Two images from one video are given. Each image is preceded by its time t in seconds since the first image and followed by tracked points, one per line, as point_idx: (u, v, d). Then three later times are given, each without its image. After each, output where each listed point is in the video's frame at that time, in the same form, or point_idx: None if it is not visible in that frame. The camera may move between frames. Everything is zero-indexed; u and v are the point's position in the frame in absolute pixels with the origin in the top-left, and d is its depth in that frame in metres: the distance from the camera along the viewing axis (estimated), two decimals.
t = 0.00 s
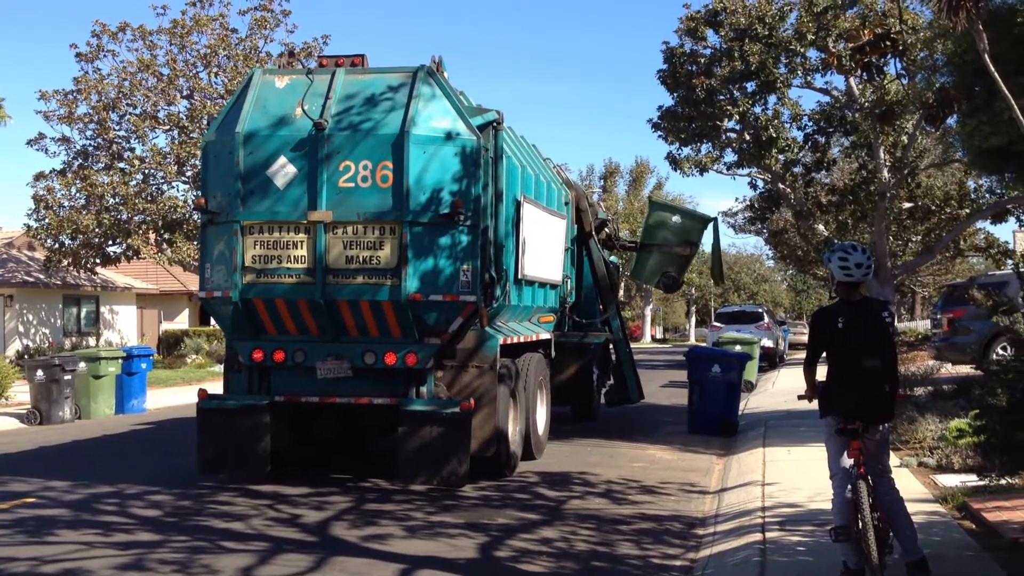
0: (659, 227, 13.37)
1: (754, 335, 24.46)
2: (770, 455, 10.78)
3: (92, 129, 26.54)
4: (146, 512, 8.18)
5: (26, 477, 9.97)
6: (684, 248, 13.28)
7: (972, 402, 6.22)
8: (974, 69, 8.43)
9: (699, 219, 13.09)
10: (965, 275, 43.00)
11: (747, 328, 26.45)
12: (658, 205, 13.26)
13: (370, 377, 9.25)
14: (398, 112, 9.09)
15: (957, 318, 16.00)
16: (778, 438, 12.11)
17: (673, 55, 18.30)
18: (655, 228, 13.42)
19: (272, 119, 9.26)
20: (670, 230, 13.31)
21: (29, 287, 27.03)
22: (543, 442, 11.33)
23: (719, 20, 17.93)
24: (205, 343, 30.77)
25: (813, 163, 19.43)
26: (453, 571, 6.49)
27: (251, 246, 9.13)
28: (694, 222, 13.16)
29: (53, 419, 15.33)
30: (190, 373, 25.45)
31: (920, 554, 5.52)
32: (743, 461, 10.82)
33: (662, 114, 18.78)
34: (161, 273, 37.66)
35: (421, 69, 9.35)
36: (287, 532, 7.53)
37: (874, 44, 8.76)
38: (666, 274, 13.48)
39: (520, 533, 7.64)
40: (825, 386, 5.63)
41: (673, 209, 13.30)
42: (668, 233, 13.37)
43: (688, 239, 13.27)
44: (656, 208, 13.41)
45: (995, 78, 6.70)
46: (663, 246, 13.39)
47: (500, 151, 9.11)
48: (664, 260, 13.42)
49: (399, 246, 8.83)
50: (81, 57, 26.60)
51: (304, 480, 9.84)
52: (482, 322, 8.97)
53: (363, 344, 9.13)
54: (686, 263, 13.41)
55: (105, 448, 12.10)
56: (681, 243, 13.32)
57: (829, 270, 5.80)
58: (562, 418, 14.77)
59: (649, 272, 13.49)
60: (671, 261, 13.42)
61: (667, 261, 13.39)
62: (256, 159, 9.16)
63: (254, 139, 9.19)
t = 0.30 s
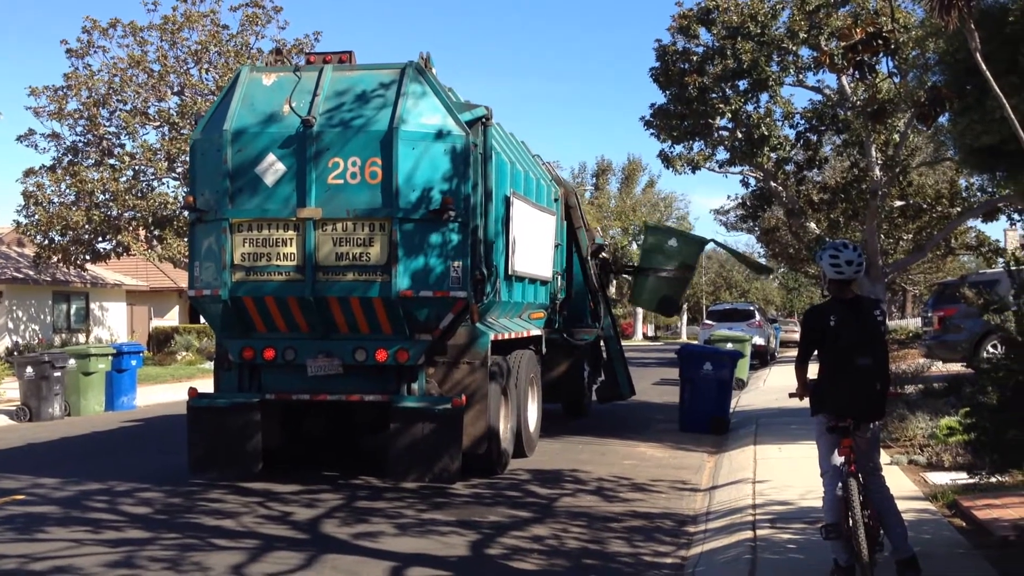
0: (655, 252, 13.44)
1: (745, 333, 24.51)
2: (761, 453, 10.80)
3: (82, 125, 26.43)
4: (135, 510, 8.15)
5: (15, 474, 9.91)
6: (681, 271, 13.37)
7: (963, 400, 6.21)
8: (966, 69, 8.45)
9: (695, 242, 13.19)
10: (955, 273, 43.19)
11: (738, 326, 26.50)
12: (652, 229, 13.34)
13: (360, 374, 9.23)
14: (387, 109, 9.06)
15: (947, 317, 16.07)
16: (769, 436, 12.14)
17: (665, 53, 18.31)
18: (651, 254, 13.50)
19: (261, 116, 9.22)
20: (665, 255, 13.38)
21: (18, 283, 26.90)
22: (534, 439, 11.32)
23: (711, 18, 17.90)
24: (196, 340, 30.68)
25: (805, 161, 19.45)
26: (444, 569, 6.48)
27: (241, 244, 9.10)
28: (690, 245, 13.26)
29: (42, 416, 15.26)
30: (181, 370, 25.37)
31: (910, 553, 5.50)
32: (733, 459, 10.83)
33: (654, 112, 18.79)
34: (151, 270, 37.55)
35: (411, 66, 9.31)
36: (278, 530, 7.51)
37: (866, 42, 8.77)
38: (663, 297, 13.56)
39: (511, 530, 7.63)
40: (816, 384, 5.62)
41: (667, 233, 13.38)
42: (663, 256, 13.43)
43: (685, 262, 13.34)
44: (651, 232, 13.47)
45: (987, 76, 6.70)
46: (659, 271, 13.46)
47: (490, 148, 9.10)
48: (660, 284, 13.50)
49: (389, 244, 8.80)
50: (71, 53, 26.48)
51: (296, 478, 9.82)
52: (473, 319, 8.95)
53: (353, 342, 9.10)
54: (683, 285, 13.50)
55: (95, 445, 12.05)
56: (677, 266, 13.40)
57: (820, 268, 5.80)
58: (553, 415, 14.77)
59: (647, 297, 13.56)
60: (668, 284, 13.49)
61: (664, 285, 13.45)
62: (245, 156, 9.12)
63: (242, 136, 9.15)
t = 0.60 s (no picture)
0: (661, 286, 12.93)
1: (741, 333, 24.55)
2: (757, 453, 10.81)
3: (78, 124, 26.39)
4: (132, 510, 8.14)
5: (12, 474, 9.91)
6: (687, 305, 12.87)
7: (959, 401, 6.23)
8: (961, 69, 8.48)
9: (700, 273, 12.74)
10: (951, 274, 43.32)
11: (734, 326, 26.54)
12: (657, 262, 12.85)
13: (357, 374, 9.23)
14: (385, 110, 9.07)
15: (943, 316, 16.08)
16: (766, 436, 12.16)
17: (661, 53, 18.32)
18: (655, 288, 12.99)
19: (259, 116, 9.22)
20: (670, 288, 12.87)
21: (14, 283, 26.85)
22: (531, 439, 11.33)
23: (707, 18, 17.90)
24: (192, 340, 30.64)
25: (801, 162, 19.48)
26: (441, 569, 6.48)
27: (238, 244, 9.10)
28: (695, 277, 12.81)
29: (39, 416, 15.24)
30: (177, 371, 25.35)
31: (907, 553, 5.52)
32: (730, 459, 10.86)
33: (650, 112, 18.82)
34: (148, 270, 37.51)
35: (408, 66, 9.32)
36: (275, 530, 7.51)
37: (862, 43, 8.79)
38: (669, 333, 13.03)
39: (508, 530, 7.64)
40: (812, 385, 5.64)
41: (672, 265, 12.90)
42: (667, 290, 12.93)
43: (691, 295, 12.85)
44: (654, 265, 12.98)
45: (981, 77, 6.71)
46: (665, 305, 12.94)
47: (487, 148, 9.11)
48: (665, 319, 12.97)
49: (386, 244, 8.81)
50: (67, 52, 26.44)
51: (292, 478, 9.81)
52: (469, 320, 8.97)
53: (350, 342, 9.10)
54: (689, 320, 12.98)
55: (92, 445, 12.04)
56: (682, 300, 12.90)
57: (817, 268, 5.82)
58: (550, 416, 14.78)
59: (652, 331, 13.02)
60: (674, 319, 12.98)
61: (669, 319, 12.92)
62: (243, 156, 9.12)
63: (240, 136, 9.15)
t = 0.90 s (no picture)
0: (676, 318, 12.89)
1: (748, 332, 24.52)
2: (765, 452, 10.80)
3: (85, 126, 26.46)
4: (141, 510, 8.17)
5: (20, 475, 9.94)
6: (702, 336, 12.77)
7: (967, 399, 6.22)
8: (968, 67, 8.46)
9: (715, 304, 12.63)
10: (959, 273, 43.20)
11: (741, 325, 26.50)
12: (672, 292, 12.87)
13: (365, 375, 9.24)
14: (392, 110, 9.08)
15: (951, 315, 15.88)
16: (773, 435, 12.15)
17: (666, 52, 18.31)
18: (671, 319, 12.96)
19: (266, 117, 9.24)
20: (686, 320, 12.81)
21: (22, 285, 26.93)
22: (538, 439, 11.33)
23: (712, 17, 17.83)
24: (199, 341, 30.69)
25: (807, 161, 19.45)
26: (448, 569, 6.49)
27: (246, 244, 9.11)
28: (711, 309, 12.71)
29: (47, 417, 15.28)
30: (184, 371, 25.41)
31: (915, 552, 5.47)
32: (738, 458, 10.85)
33: (656, 112, 18.82)
34: (155, 271, 37.60)
35: (415, 67, 9.33)
36: (283, 530, 7.53)
37: (868, 42, 8.77)
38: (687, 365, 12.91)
39: (516, 530, 7.64)
40: (820, 384, 5.63)
41: (688, 297, 12.86)
42: (683, 322, 12.87)
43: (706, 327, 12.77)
44: (670, 297, 12.98)
45: (988, 75, 6.72)
46: (681, 337, 12.87)
47: (494, 148, 9.11)
48: (682, 350, 12.88)
49: (393, 244, 8.83)
50: (74, 55, 26.51)
51: (299, 478, 9.82)
52: (476, 320, 8.97)
53: (358, 343, 9.11)
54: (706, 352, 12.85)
55: (100, 446, 12.08)
56: (698, 331, 12.81)
57: (824, 267, 5.81)
58: (557, 416, 14.79)
59: (669, 363, 12.93)
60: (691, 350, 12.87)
61: (685, 351, 12.83)
62: (250, 156, 9.13)
63: (247, 137, 9.16)
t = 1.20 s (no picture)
0: (689, 344, 12.70)
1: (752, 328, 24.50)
2: (770, 448, 10.79)
3: (91, 123, 26.50)
4: (146, 506, 8.18)
5: (26, 471, 9.97)
6: (718, 362, 12.56)
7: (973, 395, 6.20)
8: (975, 62, 8.40)
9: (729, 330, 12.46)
10: (965, 268, 43.12)
11: (746, 321, 26.45)
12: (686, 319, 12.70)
13: (369, 371, 9.25)
14: (395, 106, 9.08)
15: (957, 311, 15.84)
16: (778, 432, 12.13)
17: (672, 48, 18.28)
18: (684, 345, 12.76)
19: (269, 114, 9.24)
20: (700, 346, 12.61)
21: (27, 281, 26.99)
22: (542, 435, 11.33)
23: (718, 12, 17.79)
24: (205, 337, 30.74)
25: (812, 156, 19.41)
26: (453, 565, 6.48)
27: (250, 241, 9.12)
28: (725, 335, 12.56)
29: (52, 413, 15.32)
30: (189, 367, 25.46)
31: (920, 549, 5.47)
32: (743, 454, 10.84)
33: (661, 107, 18.81)
34: (160, 267, 37.66)
35: (418, 63, 9.33)
36: (288, 526, 7.53)
37: (874, 37, 8.73)
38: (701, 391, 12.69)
39: (520, 526, 7.64)
40: (825, 380, 5.63)
41: (701, 322, 12.67)
42: (697, 348, 12.67)
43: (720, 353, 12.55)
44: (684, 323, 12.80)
45: (995, 71, 6.73)
46: (694, 363, 12.67)
47: (497, 143, 9.11)
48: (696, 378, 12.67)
49: (397, 240, 8.83)
50: (79, 51, 26.53)
51: (304, 474, 9.83)
52: (480, 315, 8.97)
53: (362, 339, 9.12)
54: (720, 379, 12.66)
55: (105, 442, 12.11)
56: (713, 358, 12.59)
57: (830, 263, 5.80)
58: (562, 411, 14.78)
59: (682, 391, 12.69)
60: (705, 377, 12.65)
61: (700, 378, 12.63)
62: (254, 153, 9.14)
63: (251, 134, 9.17)
